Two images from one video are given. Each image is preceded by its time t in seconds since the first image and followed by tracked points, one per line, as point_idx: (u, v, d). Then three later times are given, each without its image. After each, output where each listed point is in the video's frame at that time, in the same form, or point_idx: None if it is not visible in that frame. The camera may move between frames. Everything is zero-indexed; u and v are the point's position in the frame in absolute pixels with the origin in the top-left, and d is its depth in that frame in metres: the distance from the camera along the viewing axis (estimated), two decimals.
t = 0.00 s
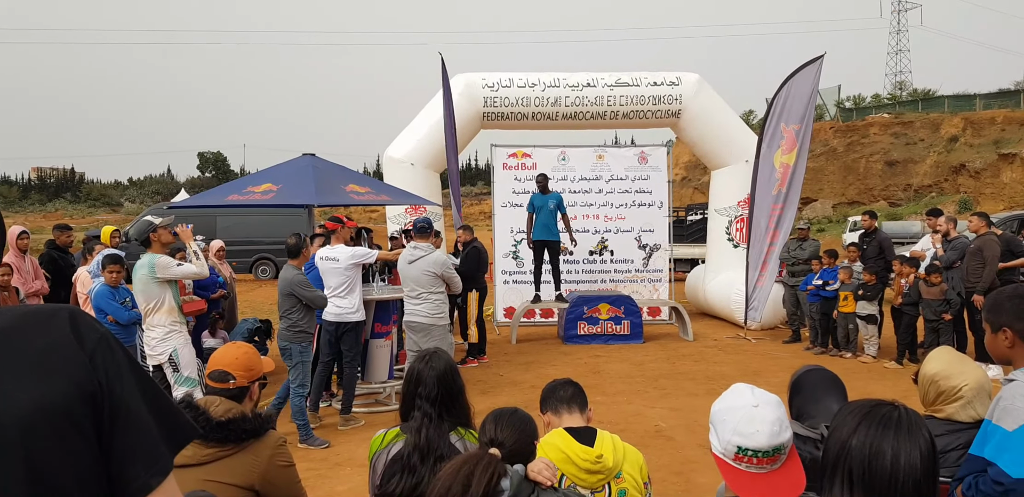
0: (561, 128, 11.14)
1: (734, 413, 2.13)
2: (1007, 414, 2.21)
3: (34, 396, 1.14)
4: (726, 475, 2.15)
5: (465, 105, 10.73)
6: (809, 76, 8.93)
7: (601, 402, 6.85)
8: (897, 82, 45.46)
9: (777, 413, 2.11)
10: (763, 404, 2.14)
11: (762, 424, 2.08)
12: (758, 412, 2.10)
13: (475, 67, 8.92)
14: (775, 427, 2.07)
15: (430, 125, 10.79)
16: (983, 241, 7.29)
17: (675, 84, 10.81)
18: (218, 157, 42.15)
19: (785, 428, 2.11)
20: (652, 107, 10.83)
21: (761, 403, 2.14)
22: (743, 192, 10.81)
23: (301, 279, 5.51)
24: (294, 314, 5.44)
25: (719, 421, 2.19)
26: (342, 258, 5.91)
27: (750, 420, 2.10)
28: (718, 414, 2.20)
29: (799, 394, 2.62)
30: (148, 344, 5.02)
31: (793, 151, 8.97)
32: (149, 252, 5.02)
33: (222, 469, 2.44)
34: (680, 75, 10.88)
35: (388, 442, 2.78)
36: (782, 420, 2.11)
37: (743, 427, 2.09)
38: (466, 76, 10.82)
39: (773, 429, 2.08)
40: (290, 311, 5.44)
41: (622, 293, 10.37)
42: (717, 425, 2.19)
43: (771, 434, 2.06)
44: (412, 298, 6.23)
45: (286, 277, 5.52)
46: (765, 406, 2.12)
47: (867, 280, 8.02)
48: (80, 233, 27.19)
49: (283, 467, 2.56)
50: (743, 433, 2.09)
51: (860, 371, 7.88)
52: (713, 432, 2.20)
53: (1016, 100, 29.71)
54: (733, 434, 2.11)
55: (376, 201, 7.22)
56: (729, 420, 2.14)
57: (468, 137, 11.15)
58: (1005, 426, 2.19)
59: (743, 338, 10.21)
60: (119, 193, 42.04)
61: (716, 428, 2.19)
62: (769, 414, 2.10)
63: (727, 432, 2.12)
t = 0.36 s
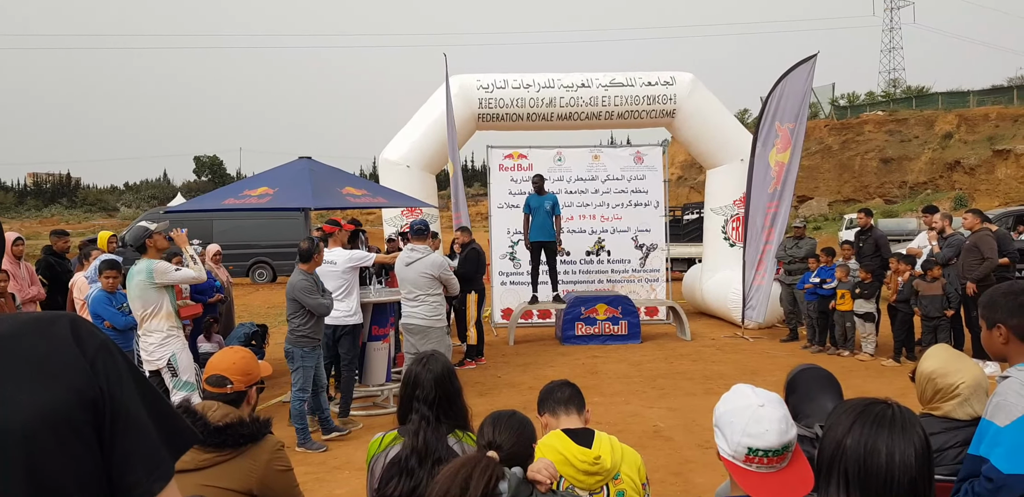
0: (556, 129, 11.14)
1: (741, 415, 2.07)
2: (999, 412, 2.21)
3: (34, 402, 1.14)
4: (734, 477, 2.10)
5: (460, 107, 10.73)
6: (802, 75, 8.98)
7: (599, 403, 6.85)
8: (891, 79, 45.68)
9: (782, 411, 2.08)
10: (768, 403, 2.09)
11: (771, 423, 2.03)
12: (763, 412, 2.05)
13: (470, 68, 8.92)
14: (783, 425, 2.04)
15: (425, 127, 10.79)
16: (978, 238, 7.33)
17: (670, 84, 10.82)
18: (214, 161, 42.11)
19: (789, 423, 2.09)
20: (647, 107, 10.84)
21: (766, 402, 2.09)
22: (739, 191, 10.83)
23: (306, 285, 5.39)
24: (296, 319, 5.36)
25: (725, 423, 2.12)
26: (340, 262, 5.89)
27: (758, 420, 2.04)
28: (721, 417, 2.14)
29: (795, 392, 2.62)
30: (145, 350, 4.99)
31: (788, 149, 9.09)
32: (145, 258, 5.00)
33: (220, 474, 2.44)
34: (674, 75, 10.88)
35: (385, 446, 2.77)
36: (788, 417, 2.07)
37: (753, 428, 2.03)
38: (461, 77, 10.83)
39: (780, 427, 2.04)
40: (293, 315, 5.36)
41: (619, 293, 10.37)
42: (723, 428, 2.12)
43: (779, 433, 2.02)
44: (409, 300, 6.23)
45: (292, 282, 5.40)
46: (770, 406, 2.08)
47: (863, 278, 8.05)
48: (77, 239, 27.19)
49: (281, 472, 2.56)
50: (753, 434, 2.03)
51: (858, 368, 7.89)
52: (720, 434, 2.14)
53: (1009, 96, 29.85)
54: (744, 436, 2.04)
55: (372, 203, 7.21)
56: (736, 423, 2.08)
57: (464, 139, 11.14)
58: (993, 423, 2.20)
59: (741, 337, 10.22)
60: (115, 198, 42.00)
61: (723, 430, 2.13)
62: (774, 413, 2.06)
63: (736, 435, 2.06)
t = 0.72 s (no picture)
0: (551, 129, 11.15)
1: (739, 416, 2.06)
2: (992, 409, 2.22)
3: (31, 405, 1.15)
4: (732, 477, 2.10)
5: (455, 108, 10.73)
6: (795, 75, 8.99)
7: (594, 403, 6.86)
8: (885, 79, 45.91)
9: (778, 410, 2.08)
10: (765, 403, 2.09)
11: (771, 422, 2.04)
12: (761, 412, 2.05)
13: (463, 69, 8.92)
14: (781, 422, 2.05)
15: (420, 128, 10.77)
16: (971, 237, 7.38)
17: (664, 85, 10.84)
18: (209, 163, 42.04)
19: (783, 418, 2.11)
20: (641, 107, 10.86)
21: (763, 402, 2.09)
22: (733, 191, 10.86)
23: (319, 284, 5.38)
24: (309, 320, 5.34)
25: (723, 426, 2.10)
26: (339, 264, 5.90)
27: (758, 420, 2.04)
28: (718, 419, 2.12)
29: (792, 391, 2.64)
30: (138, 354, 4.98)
31: (780, 149, 9.06)
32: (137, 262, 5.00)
33: (216, 476, 2.43)
34: (668, 75, 10.91)
35: (381, 447, 2.77)
36: (783, 415, 2.08)
37: (754, 429, 2.02)
38: (455, 79, 10.83)
39: (779, 425, 2.05)
40: (306, 315, 5.34)
41: (614, 294, 10.39)
42: (722, 431, 2.10)
43: (780, 430, 2.03)
44: (405, 301, 6.21)
45: (305, 283, 5.40)
46: (766, 405, 2.08)
47: (858, 278, 8.01)
48: (71, 241, 27.11)
49: (277, 473, 2.55)
50: (755, 435, 2.02)
51: (852, 367, 7.93)
52: (718, 437, 2.12)
53: (1002, 95, 30.00)
54: (746, 437, 2.03)
55: (367, 205, 7.21)
56: (736, 424, 2.06)
57: (458, 141, 11.14)
58: (987, 421, 2.21)
59: (736, 336, 10.25)
60: (110, 200, 41.88)
61: (721, 433, 2.10)
62: (772, 412, 2.06)
63: (736, 437, 2.05)
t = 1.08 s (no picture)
0: (546, 128, 11.15)
1: (734, 414, 2.07)
2: (988, 409, 2.23)
3: (29, 400, 1.14)
4: (727, 475, 2.10)
5: (449, 107, 10.71)
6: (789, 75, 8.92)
7: (589, 402, 6.86)
8: (881, 79, 46.06)
9: (772, 407, 2.09)
10: (759, 401, 2.09)
11: (765, 419, 2.04)
12: (755, 409, 2.06)
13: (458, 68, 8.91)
14: (775, 420, 2.05)
15: (415, 127, 10.76)
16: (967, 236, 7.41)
17: (658, 84, 10.85)
18: (204, 162, 41.92)
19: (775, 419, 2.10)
20: (636, 107, 10.87)
21: (756, 400, 2.10)
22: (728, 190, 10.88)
23: (335, 279, 5.46)
24: (330, 314, 5.42)
25: (718, 425, 2.10)
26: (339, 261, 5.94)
27: (752, 418, 2.04)
28: (713, 419, 2.13)
29: (789, 390, 2.64)
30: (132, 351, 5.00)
31: (774, 149, 9.02)
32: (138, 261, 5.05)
33: (211, 475, 2.43)
34: (663, 74, 10.92)
35: (376, 446, 2.76)
36: (777, 413, 2.08)
37: (748, 427, 2.03)
38: (450, 78, 10.82)
39: (773, 423, 2.06)
40: (327, 310, 5.40)
41: (609, 293, 10.40)
42: (717, 429, 2.10)
43: (774, 428, 2.04)
44: (400, 300, 6.21)
45: (320, 278, 5.46)
46: (760, 403, 2.09)
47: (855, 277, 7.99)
48: (66, 240, 26.99)
49: (272, 472, 2.54)
50: (749, 433, 2.03)
51: (846, 366, 7.95)
52: (713, 435, 2.13)
53: (997, 95, 30.12)
54: (740, 435, 2.04)
55: (361, 204, 7.20)
56: (731, 423, 2.06)
57: (454, 140, 11.13)
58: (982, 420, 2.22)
59: (731, 336, 10.27)
60: (104, 200, 41.71)
61: (716, 431, 2.11)
62: (765, 410, 2.07)
63: (731, 435, 2.05)
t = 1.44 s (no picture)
0: (548, 125, 11.14)
1: (734, 412, 2.07)
2: (988, 408, 2.23)
3: (32, 387, 1.15)
4: (724, 473, 2.11)
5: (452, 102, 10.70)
6: (788, 76, 9.12)
7: (588, 398, 6.88)
8: (883, 80, 46.05)
9: (771, 405, 2.10)
10: (758, 400, 2.10)
11: (764, 417, 2.05)
12: (754, 407, 2.06)
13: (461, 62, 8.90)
14: (773, 418, 2.06)
15: (416, 122, 10.75)
16: (969, 238, 7.40)
17: (661, 81, 10.86)
18: (204, 154, 41.89)
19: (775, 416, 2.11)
20: (638, 104, 10.86)
21: (756, 398, 2.11)
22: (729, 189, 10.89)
23: (354, 272, 5.48)
24: (350, 308, 5.43)
25: (717, 424, 2.11)
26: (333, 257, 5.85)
27: (751, 416, 2.05)
28: (712, 417, 2.13)
29: (789, 387, 2.65)
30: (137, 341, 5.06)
31: (774, 149, 9.24)
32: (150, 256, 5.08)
33: (211, 467, 2.44)
34: (665, 72, 10.92)
35: (375, 440, 2.77)
36: (775, 411, 2.09)
37: (748, 425, 2.04)
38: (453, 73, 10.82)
39: (772, 421, 2.06)
40: (346, 304, 5.41)
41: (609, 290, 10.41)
42: (716, 428, 2.11)
43: (773, 426, 2.05)
44: (401, 295, 6.21)
45: (342, 271, 5.46)
46: (759, 401, 2.10)
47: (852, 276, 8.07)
48: (66, 231, 27.03)
49: (271, 464, 2.56)
50: (749, 431, 2.03)
51: (845, 366, 7.96)
52: (712, 434, 2.13)
53: (1000, 96, 30.10)
54: (740, 434, 2.04)
55: (363, 198, 7.20)
56: (731, 421, 2.07)
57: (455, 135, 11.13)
58: (981, 419, 2.22)
59: (730, 333, 10.28)
60: (104, 191, 41.68)
61: (716, 430, 2.11)
62: (764, 408, 2.08)
63: (731, 434, 2.05)
